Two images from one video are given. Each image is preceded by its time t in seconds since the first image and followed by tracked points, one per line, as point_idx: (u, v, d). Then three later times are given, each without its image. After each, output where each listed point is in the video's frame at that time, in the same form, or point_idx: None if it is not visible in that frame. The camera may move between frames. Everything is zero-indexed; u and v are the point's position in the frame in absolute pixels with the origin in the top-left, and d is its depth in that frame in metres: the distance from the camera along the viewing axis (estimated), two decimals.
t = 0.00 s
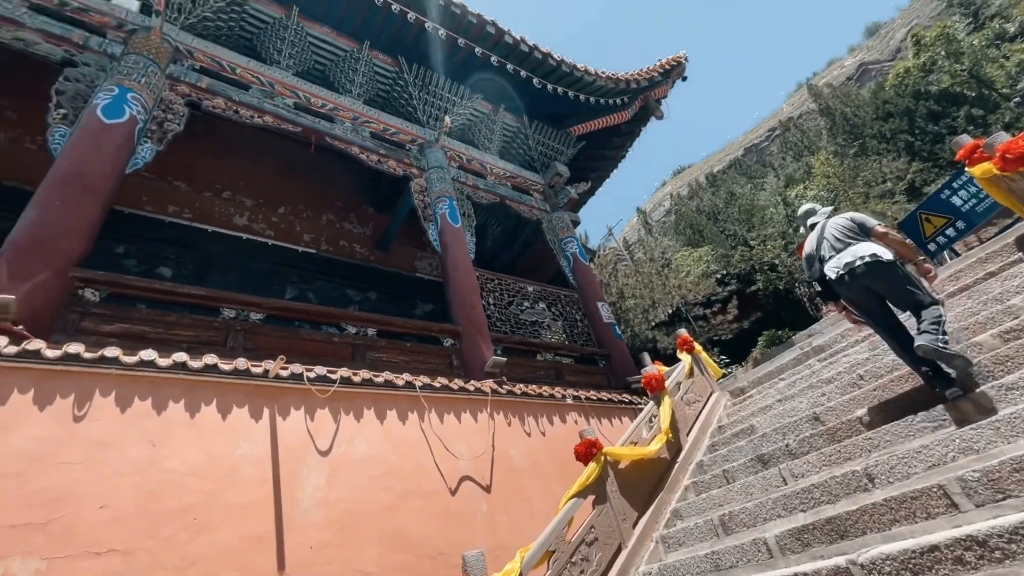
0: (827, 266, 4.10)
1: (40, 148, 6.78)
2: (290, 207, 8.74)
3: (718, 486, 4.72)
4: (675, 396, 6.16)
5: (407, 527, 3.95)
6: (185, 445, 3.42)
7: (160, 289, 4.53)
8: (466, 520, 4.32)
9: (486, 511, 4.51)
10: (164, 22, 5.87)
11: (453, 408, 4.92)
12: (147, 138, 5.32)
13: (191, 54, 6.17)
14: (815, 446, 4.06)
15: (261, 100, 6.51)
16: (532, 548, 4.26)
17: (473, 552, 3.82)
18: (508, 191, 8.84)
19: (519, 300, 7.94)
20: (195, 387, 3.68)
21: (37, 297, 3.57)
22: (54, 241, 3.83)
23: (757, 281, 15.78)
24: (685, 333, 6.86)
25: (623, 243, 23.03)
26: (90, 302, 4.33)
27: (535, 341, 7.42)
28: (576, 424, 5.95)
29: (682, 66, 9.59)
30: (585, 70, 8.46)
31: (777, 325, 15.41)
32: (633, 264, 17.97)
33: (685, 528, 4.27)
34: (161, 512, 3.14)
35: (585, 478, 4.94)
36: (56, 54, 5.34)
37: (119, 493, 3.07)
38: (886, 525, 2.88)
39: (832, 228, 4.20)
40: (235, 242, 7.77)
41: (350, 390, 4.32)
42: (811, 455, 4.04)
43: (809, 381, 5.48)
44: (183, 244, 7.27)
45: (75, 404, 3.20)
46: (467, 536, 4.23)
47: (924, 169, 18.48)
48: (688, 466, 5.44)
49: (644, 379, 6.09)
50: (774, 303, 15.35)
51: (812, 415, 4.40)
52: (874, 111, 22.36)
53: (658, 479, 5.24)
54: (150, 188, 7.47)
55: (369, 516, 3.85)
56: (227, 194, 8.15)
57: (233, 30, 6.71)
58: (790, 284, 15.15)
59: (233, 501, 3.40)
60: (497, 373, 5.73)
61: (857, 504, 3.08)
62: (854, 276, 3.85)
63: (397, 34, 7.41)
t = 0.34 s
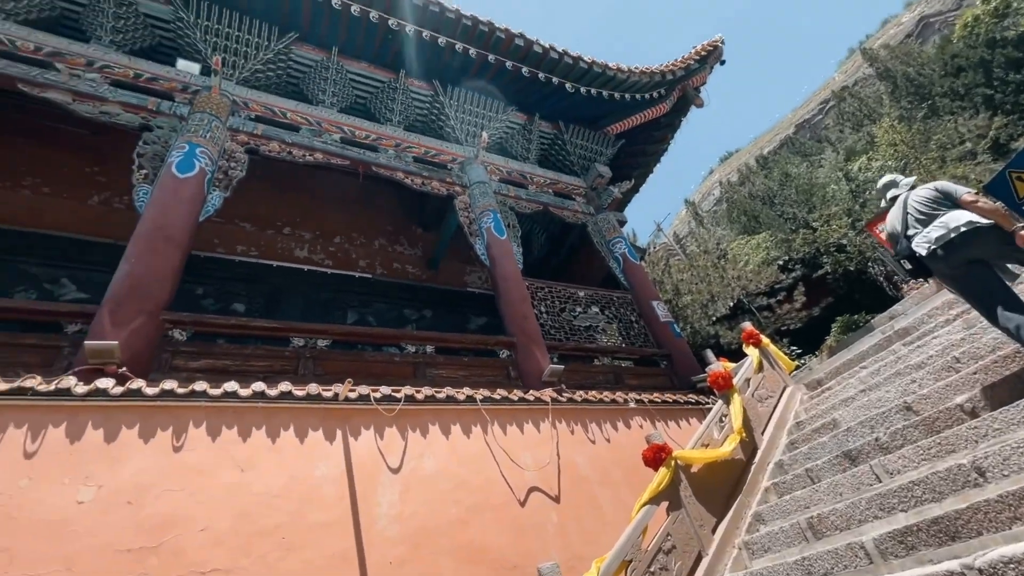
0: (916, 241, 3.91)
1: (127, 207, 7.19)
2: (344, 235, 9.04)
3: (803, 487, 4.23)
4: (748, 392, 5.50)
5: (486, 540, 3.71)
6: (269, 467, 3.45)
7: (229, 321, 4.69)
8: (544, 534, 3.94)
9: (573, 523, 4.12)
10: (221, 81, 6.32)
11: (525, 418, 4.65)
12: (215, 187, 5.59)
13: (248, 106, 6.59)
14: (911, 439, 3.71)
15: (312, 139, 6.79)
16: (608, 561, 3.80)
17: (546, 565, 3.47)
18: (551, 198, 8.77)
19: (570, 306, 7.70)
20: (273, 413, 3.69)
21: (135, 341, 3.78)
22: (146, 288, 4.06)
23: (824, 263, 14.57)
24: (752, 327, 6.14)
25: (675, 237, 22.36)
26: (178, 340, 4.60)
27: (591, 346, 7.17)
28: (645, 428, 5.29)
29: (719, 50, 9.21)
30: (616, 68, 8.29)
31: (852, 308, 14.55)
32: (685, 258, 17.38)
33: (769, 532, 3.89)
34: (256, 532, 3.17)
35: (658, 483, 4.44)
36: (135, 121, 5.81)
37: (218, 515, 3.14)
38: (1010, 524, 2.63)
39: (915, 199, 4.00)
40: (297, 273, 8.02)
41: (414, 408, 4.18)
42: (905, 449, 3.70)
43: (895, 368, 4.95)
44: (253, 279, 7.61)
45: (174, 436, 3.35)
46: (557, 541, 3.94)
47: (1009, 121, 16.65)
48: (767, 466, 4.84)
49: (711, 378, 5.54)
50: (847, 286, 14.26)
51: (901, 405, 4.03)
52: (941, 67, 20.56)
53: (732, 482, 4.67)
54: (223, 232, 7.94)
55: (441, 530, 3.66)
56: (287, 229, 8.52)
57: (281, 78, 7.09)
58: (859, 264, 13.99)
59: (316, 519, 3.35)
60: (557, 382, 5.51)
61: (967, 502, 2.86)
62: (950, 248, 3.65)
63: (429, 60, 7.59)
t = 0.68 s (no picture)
0: (1008, 191, 4.69)
1: (203, 248, 7.67)
2: (396, 256, 9.26)
3: (896, 488, 3.89)
4: (821, 389, 4.99)
5: (557, 551, 3.62)
6: (344, 485, 3.51)
7: (297, 347, 4.94)
8: (613, 544, 3.80)
9: (646, 533, 3.95)
10: (275, 124, 6.73)
11: (589, 426, 4.53)
12: (277, 223, 5.89)
13: (301, 144, 6.97)
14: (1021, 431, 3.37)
15: (360, 168, 7.07)
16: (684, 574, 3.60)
17: None
18: (594, 202, 8.65)
19: (624, 310, 7.45)
20: (343, 433, 3.76)
21: (219, 371, 4.00)
22: (225, 322, 4.32)
23: (900, 243, 12.45)
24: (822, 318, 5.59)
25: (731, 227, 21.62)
26: (255, 368, 4.87)
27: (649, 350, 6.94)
28: (712, 431, 5.05)
29: (760, 31, 8.72)
30: (651, 65, 8.08)
31: (936, 290, 12.60)
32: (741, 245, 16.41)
33: (861, 539, 3.60)
34: (337, 548, 3.23)
35: (731, 488, 4.14)
36: (206, 169, 6.25)
37: (299, 532, 3.23)
38: None
39: (1010, 150, 4.73)
40: (355, 297, 8.23)
41: (475, 423, 4.16)
42: (1014, 443, 3.37)
43: (994, 351, 4.44)
44: (315, 306, 7.84)
45: (257, 458, 3.47)
46: (632, 551, 3.80)
47: None
48: (852, 466, 4.42)
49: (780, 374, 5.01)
50: (927, 267, 12.28)
51: (1006, 394, 3.65)
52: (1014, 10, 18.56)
53: (815, 486, 4.30)
54: (290, 264, 8.35)
55: (510, 543, 3.59)
56: (344, 256, 8.82)
57: (329, 114, 7.44)
58: (944, 242, 11.96)
59: (389, 534, 3.38)
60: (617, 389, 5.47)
61: None
62: None
63: (463, 81, 7.73)
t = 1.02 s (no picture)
0: None
1: (263, 276, 8.10)
2: (442, 271, 9.40)
3: (996, 489, 3.53)
4: (899, 384, 4.65)
5: (622, 562, 3.52)
6: (408, 497, 3.54)
7: (358, 365, 5.14)
8: (681, 553, 3.66)
9: (716, 542, 3.78)
10: (324, 154, 7.09)
11: (646, 433, 4.44)
12: (331, 246, 6.12)
13: (348, 171, 7.28)
14: None
15: (404, 190, 7.32)
16: None
17: None
18: (637, 203, 8.42)
19: (676, 310, 7.16)
20: (405, 446, 3.82)
21: (287, 392, 4.21)
22: (291, 345, 4.57)
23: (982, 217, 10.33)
24: (894, 307, 5.22)
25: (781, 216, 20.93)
26: (319, 388, 5.08)
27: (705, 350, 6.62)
28: (779, 432, 4.79)
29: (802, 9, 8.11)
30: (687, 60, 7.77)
31: None
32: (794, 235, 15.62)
33: (958, 547, 3.29)
34: (404, 558, 3.25)
35: (805, 494, 3.89)
36: (263, 202, 6.67)
37: (369, 543, 3.26)
38: None
39: None
40: (406, 314, 8.39)
41: (531, 431, 4.19)
42: None
43: None
44: (370, 325, 8.00)
45: (325, 474, 3.54)
46: (702, 559, 3.65)
47: None
48: (944, 467, 4.05)
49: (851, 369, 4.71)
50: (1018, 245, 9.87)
51: None
52: None
53: (901, 489, 3.98)
54: (342, 285, 8.64)
55: (575, 553, 3.52)
56: (394, 274, 9.04)
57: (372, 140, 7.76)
58: None
59: (454, 544, 3.38)
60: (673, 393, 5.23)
61: None
62: None
63: (498, 96, 7.84)
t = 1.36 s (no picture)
0: None
1: (314, 293, 8.44)
2: (484, 279, 9.45)
3: None
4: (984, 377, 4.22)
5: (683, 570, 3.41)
6: (463, 506, 3.56)
7: (408, 376, 5.22)
8: (746, 561, 3.50)
9: (784, 550, 3.59)
10: (366, 173, 7.33)
11: (701, 436, 4.30)
12: (377, 262, 6.31)
13: (390, 188, 7.49)
14: None
15: (444, 203, 7.43)
16: None
17: None
18: (677, 199, 8.16)
19: (726, 308, 6.89)
20: (457, 454, 3.87)
21: (344, 404, 4.38)
22: (343, 359, 4.73)
23: None
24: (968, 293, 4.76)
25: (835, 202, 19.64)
26: (372, 399, 5.22)
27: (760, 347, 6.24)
28: (847, 433, 4.50)
29: None
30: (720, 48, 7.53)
31: None
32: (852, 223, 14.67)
33: None
34: (462, 565, 3.25)
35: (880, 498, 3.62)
36: (313, 223, 6.95)
37: (428, 550, 3.29)
38: None
39: None
40: (453, 324, 8.50)
41: (582, 437, 4.14)
42: None
43: None
44: (417, 335, 8.17)
45: (382, 483, 3.59)
46: (771, 566, 3.48)
47: None
48: None
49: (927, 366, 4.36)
50: None
51: None
52: None
53: (992, 492, 3.64)
54: (388, 298, 8.87)
55: (635, 561, 3.44)
56: (437, 285, 9.18)
57: (410, 157, 7.99)
58: None
59: (510, 552, 3.37)
60: (728, 394, 5.03)
61: None
62: None
63: (530, 103, 7.89)
